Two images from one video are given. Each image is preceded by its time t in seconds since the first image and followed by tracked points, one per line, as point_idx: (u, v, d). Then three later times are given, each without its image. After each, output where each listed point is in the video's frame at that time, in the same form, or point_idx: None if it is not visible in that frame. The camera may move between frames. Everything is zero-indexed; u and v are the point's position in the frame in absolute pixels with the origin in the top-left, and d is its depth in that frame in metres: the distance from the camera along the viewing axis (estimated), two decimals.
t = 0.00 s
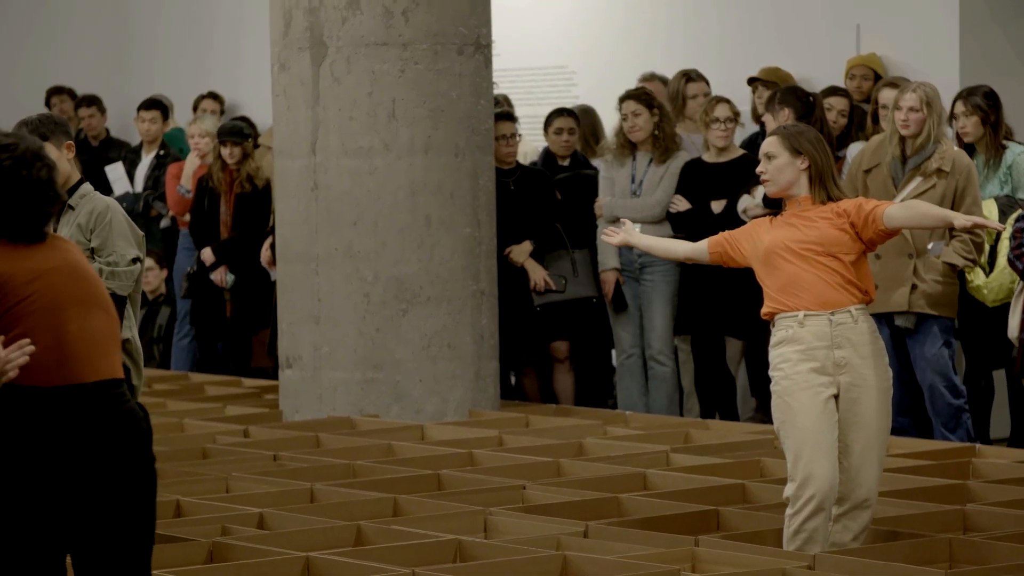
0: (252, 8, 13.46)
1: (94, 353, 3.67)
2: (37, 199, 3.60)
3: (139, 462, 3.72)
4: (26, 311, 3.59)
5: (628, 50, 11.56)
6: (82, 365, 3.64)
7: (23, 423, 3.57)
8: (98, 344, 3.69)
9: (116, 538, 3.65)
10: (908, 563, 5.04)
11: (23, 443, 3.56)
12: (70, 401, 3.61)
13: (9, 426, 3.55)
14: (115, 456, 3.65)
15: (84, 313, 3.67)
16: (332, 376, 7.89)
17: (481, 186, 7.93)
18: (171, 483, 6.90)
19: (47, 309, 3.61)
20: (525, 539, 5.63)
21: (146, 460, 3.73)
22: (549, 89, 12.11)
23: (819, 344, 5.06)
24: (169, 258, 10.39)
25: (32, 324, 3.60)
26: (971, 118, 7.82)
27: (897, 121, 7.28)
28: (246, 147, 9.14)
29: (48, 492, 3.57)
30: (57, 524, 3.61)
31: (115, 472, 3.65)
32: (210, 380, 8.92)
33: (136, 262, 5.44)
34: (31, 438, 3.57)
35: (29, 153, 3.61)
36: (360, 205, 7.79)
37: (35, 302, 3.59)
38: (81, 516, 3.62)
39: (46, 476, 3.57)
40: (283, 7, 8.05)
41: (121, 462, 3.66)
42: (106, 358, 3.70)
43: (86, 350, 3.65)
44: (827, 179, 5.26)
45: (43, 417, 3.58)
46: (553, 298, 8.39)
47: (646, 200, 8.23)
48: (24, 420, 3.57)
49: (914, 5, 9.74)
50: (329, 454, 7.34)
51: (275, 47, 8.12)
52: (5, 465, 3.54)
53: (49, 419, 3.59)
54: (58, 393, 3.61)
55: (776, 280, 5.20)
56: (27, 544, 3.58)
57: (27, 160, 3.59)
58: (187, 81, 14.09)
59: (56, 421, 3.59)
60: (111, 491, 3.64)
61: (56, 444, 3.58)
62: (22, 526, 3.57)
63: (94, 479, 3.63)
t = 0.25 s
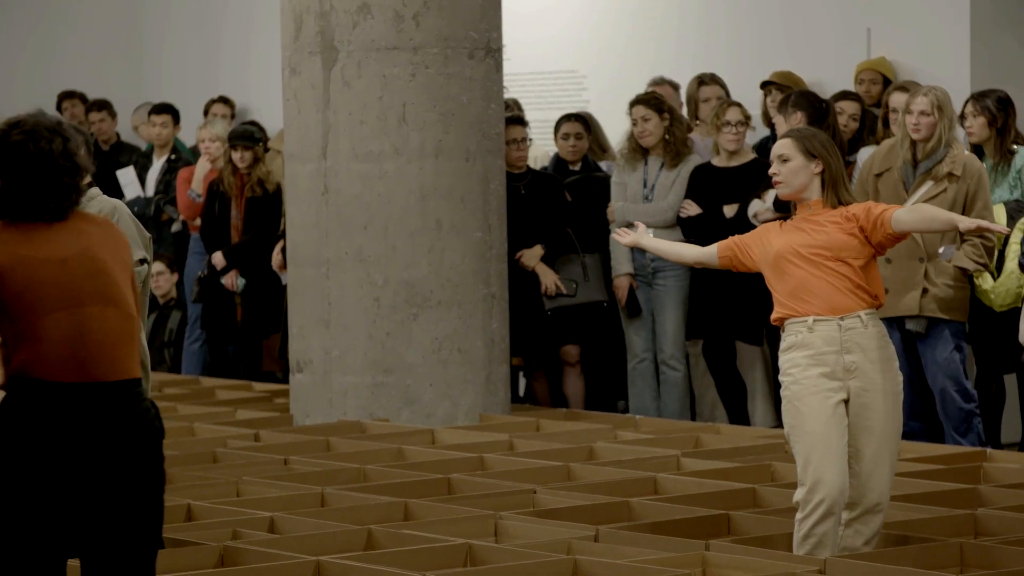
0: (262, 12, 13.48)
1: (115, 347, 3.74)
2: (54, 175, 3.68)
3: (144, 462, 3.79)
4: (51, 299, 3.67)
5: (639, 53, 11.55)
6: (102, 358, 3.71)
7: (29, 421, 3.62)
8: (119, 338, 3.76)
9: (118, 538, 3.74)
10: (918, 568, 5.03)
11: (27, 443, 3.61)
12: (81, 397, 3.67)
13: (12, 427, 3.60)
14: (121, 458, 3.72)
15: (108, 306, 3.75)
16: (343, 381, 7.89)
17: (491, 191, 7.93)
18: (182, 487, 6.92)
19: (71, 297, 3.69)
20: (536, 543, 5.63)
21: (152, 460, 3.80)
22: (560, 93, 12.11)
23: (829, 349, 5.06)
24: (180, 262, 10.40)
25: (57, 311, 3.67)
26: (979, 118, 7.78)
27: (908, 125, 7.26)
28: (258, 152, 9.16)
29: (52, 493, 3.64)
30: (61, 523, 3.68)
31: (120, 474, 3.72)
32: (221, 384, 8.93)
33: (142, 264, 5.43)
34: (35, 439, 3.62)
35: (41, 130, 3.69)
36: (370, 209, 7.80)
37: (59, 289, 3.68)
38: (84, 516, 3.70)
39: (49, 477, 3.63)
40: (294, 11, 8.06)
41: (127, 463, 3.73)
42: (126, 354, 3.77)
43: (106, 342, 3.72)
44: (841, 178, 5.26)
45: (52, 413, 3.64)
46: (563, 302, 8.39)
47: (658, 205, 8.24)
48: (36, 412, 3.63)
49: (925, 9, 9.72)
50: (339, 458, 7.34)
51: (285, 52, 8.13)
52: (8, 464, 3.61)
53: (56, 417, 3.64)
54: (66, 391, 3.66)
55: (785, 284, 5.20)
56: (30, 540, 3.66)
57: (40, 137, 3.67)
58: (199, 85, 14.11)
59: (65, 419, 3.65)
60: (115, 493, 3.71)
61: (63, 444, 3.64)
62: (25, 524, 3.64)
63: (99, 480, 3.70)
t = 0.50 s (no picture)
0: (270, 17, 13.50)
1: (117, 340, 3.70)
2: (59, 157, 3.68)
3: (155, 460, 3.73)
4: (51, 291, 3.66)
5: (648, 58, 11.56)
6: (103, 350, 3.67)
7: (31, 422, 3.62)
8: (123, 330, 3.72)
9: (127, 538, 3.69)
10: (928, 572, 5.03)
11: (30, 444, 3.61)
12: (83, 392, 3.65)
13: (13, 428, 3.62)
14: (128, 456, 3.67)
15: (111, 298, 3.71)
16: (351, 385, 7.90)
17: (500, 195, 7.93)
18: (191, 490, 6.93)
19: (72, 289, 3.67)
20: (545, 548, 5.63)
21: (163, 457, 3.73)
22: (569, 98, 12.12)
23: (837, 353, 5.06)
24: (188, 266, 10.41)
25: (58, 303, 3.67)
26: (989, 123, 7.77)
27: (916, 129, 7.27)
28: (265, 156, 9.17)
29: (56, 493, 3.62)
30: (69, 523, 3.66)
31: (127, 472, 3.67)
32: (229, 388, 8.94)
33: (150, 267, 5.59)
34: (37, 440, 3.61)
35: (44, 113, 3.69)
36: (379, 213, 7.80)
37: (59, 280, 3.67)
38: (92, 515, 3.66)
39: (54, 477, 3.62)
40: (303, 15, 8.07)
41: (134, 461, 3.68)
42: (131, 347, 3.73)
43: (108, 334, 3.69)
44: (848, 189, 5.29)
45: (53, 410, 3.63)
46: (571, 306, 8.39)
47: (668, 210, 8.25)
48: (38, 409, 3.63)
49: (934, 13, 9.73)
50: (348, 462, 7.35)
51: (294, 56, 8.14)
52: (12, 466, 3.62)
53: (58, 416, 3.62)
54: (65, 389, 3.64)
55: (793, 290, 5.20)
56: (39, 542, 3.66)
57: (42, 120, 3.68)
58: (207, 90, 14.12)
59: (66, 417, 3.62)
60: (121, 491, 3.67)
61: (65, 443, 3.62)
62: (32, 525, 3.65)
63: (105, 479, 3.66)
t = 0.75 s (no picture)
0: (276, 20, 13.51)
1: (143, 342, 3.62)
2: (62, 162, 3.61)
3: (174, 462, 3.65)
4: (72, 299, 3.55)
5: (654, 61, 11.56)
6: (110, 357, 3.56)
7: (51, 431, 3.53)
8: (145, 334, 3.63)
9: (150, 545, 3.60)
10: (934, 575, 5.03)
11: (49, 453, 3.52)
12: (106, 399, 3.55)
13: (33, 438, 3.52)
14: (145, 454, 3.58)
15: (129, 302, 3.62)
16: (358, 388, 7.90)
17: (506, 198, 7.94)
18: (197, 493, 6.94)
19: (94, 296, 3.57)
20: (550, 551, 5.64)
21: (182, 463, 3.65)
22: (574, 100, 12.12)
23: (844, 356, 5.06)
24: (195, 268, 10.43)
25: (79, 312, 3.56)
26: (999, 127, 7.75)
27: (922, 133, 7.28)
28: (272, 159, 9.18)
29: (78, 502, 3.53)
30: (91, 532, 3.58)
31: (148, 478, 3.58)
32: (235, 391, 8.95)
33: (153, 267, 5.98)
34: (57, 449, 3.52)
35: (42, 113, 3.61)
36: (386, 216, 7.81)
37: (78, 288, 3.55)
38: (115, 522, 3.58)
39: (74, 486, 3.52)
40: (310, 18, 8.08)
41: (155, 467, 3.59)
42: (155, 350, 3.64)
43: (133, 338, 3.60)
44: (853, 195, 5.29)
45: (75, 418, 3.53)
46: (577, 309, 8.40)
47: (675, 214, 8.24)
48: (60, 420, 3.53)
49: (940, 15, 9.72)
50: (354, 465, 7.36)
51: (301, 59, 8.15)
52: (32, 475, 3.53)
53: (79, 423, 3.53)
54: (86, 396, 3.54)
55: (800, 296, 5.20)
56: (60, 554, 3.55)
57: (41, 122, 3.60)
58: (214, 93, 14.13)
59: (87, 425, 3.53)
60: (144, 497, 3.58)
61: (86, 451, 3.52)
62: (53, 537, 3.54)
63: (122, 483, 3.57)
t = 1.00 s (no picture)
0: (280, 22, 13.53)
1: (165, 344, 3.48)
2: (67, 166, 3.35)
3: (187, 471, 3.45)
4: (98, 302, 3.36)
5: (659, 63, 11.57)
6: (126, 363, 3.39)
7: (65, 425, 3.35)
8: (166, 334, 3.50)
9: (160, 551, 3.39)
10: None
11: (60, 448, 3.34)
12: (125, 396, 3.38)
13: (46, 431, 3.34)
14: (156, 461, 3.39)
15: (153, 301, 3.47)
16: (364, 389, 7.90)
17: (512, 200, 7.95)
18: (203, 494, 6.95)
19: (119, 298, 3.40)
20: (555, 553, 5.65)
21: (196, 472, 3.46)
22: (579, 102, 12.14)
23: (851, 359, 5.05)
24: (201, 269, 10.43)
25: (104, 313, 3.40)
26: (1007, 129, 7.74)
27: (926, 136, 7.27)
28: (278, 160, 9.18)
29: (90, 499, 3.35)
30: (100, 532, 3.39)
31: (162, 480, 3.39)
32: (241, 393, 8.95)
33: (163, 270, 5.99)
34: (70, 442, 3.35)
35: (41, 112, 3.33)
36: (391, 217, 7.81)
37: (104, 288, 3.39)
38: (126, 523, 3.40)
39: (86, 482, 3.34)
40: (316, 20, 8.08)
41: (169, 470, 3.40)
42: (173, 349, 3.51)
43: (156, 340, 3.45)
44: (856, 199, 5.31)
45: (91, 413, 3.36)
46: (585, 310, 8.32)
47: (683, 217, 8.24)
48: (78, 415, 3.36)
49: (944, 17, 9.73)
50: (359, 466, 7.36)
51: (307, 60, 8.15)
52: (43, 470, 3.34)
53: (94, 418, 3.36)
54: (104, 390, 3.37)
55: (806, 301, 5.20)
56: (68, 555, 3.36)
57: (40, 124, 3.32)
58: (220, 94, 14.15)
59: (102, 421, 3.36)
60: (156, 500, 3.39)
61: (100, 446, 3.36)
62: (62, 535, 3.35)
63: (133, 489, 3.38)
